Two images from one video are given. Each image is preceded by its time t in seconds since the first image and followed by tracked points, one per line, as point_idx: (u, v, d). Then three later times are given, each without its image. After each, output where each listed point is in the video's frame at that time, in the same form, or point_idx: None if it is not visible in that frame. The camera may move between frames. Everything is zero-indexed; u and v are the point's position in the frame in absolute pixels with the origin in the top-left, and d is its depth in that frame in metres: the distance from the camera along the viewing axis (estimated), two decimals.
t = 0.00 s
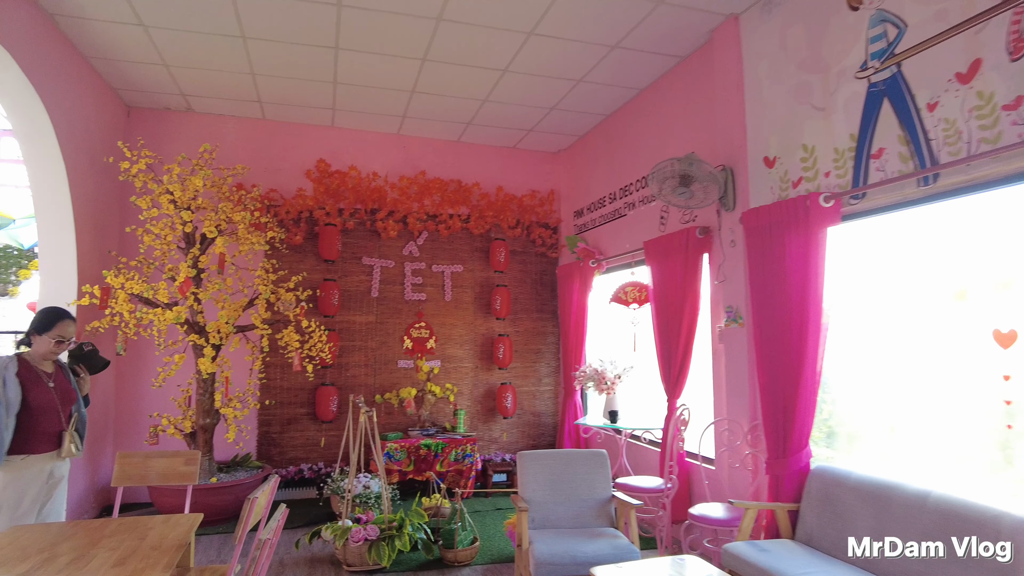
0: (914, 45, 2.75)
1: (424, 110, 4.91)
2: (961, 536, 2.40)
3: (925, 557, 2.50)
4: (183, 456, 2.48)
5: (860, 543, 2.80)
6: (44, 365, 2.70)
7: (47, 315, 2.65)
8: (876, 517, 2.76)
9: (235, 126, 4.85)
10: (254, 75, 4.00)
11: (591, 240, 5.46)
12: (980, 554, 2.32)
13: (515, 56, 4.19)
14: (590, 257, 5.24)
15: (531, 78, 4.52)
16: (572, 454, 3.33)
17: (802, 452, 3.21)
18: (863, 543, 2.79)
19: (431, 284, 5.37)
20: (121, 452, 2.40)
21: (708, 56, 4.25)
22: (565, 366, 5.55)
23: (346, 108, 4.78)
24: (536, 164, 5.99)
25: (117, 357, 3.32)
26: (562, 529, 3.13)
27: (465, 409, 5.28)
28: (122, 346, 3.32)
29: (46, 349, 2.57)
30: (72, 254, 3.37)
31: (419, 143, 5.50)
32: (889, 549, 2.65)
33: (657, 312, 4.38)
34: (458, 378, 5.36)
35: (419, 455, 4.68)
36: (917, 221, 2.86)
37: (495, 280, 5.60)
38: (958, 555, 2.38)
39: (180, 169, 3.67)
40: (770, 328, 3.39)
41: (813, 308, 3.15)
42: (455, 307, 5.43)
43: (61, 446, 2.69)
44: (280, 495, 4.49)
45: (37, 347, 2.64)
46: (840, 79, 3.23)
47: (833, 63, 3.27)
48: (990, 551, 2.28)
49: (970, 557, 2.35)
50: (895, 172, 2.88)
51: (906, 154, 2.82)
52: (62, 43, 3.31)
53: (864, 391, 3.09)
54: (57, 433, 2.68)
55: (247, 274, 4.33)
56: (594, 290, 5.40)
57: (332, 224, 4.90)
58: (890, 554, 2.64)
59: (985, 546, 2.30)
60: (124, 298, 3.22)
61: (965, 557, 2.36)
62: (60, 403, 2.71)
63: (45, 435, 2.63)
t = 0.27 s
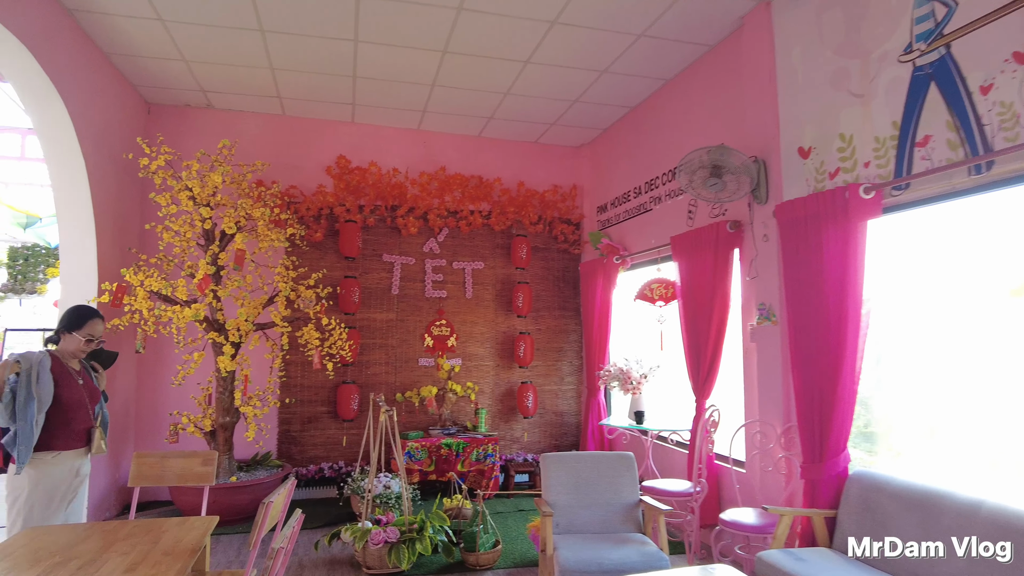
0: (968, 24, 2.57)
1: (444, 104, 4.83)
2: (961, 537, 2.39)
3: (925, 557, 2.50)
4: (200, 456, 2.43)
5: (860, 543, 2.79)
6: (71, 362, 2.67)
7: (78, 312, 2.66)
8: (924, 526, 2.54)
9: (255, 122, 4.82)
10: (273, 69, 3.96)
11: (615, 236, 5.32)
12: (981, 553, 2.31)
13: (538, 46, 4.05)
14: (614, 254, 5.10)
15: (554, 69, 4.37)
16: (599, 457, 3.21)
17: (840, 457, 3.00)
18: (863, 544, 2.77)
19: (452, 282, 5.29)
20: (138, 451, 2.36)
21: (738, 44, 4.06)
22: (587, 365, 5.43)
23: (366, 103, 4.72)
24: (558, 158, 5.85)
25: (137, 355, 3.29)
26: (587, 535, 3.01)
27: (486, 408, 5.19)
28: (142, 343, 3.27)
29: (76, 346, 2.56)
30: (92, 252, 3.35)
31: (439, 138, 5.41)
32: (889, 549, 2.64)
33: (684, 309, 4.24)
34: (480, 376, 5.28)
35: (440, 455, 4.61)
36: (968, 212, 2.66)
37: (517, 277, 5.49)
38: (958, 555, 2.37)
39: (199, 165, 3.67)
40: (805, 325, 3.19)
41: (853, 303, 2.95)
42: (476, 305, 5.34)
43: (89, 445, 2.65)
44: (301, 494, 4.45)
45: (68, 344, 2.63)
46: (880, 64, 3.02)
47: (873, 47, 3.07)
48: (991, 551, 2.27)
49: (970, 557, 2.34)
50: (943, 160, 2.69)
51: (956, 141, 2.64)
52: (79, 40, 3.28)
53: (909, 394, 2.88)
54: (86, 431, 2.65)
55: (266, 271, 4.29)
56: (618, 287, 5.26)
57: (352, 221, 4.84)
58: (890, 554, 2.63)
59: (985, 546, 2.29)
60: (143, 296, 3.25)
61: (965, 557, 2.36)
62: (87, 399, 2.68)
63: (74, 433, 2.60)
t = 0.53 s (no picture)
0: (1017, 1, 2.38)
1: (462, 99, 4.76)
2: (961, 536, 2.32)
3: (925, 558, 2.43)
4: (216, 455, 2.43)
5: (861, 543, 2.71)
6: (97, 360, 2.67)
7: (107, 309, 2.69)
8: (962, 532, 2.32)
9: (272, 119, 4.81)
10: (289, 64, 3.93)
11: (637, 231, 5.20)
12: (980, 554, 2.24)
13: (558, 37, 3.94)
14: (636, 249, 4.98)
15: (574, 60, 4.25)
16: (621, 458, 3.12)
17: (875, 459, 2.83)
18: (864, 544, 2.69)
19: (470, 278, 5.23)
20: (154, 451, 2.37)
21: (765, 32, 3.89)
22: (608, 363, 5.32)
23: (383, 98, 4.67)
24: (578, 153, 5.74)
25: (154, 354, 3.31)
26: (610, 538, 2.93)
27: (505, 406, 5.12)
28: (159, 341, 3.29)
29: (107, 345, 2.57)
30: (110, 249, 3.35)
31: (458, 134, 5.34)
32: (889, 549, 2.56)
33: (709, 306, 4.10)
34: (499, 374, 5.21)
35: (459, 454, 4.56)
36: (1016, 202, 2.48)
37: (536, 274, 5.41)
38: (957, 555, 2.30)
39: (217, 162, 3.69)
40: (838, 322, 3.04)
41: (890, 298, 2.79)
42: (495, 302, 5.27)
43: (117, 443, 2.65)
44: (319, 493, 4.43)
45: (97, 342, 2.63)
46: (917, 48, 2.84)
47: (909, 31, 2.88)
48: (990, 551, 2.20)
49: (970, 557, 2.26)
50: (988, 148, 2.50)
51: (1002, 128, 2.44)
52: (96, 38, 3.28)
53: (947, 396, 2.72)
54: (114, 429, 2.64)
55: (285, 268, 4.26)
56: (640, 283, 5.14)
57: (371, 217, 4.79)
58: (890, 554, 2.56)
59: (984, 547, 2.22)
60: (161, 292, 3.22)
61: (965, 557, 2.28)
62: (114, 396, 2.67)
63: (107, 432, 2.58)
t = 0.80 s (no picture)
0: None
1: (480, 95, 4.69)
2: (962, 536, 2.31)
3: (927, 558, 2.43)
4: (230, 458, 2.41)
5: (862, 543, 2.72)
6: (117, 361, 2.64)
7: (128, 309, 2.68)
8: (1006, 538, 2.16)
9: (289, 118, 4.80)
10: (306, 62, 3.93)
11: (658, 228, 5.08)
12: (980, 553, 2.23)
13: (576, 29, 3.83)
14: (657, 247, 4.86)
15: (593, 54, 4.14)
16: (643, 462, 3.02)
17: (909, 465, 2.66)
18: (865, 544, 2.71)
19: (488, 277, 5.16)
20: (168, 453, 2.35)
21: (792, 20, 3.72)
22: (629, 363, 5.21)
23: (400, 95, 4.63)
24: (598, 149, 5.62)
25: (172, 352, 3.41)
26: (630, 544, 2.84)
27: (524, 407, 5.05)
28: (176, 341, 3.36)
29: (132, 346, 2.54)
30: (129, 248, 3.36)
31: (476, 131, 5.28)
32: (889, 549, 2.57)
33: (734, 304, 3.95)
34: (517, 374, 5.14)
35: (477, 455, 4.50)
36: None
37: (555, 272, 5.32)
38: (957, 555, 2.29)
39: (233, 160, 3.70)
40: (869, 321, 2.88)
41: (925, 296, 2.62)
42: (513, 301, 5.20)
43: (139, 445, 2.63)
44: (337, 493, 4.39)
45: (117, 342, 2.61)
46: (954, 34, 2.63)
47: (946, 14, 2.68)
48: (990, 551, 2.19)
49: (969, 557, 2.26)
50: None
51: None
52: (110, 38, 3.28)
53: (987, 398, 2.56)
54: (137, 431, 2.61)
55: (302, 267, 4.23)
56: (661, 282, 5.02)
57: (388, 216, 4.75)
58: (891, 554, 2.57)
59: (983, 547, 2.21)
60: (178, 292, 3.25)
61: (964, 557, 2.28)
62: (134, 397, 2.65)
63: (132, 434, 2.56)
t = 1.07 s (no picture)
0: None
1: (493, 90, 4.60)
2: (961, 537, 2.24)
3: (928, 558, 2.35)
4: (234, 460, 2.37)
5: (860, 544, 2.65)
6: (127, 362, 2.58)
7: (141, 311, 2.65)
8: None
9: (302, 116, 4.78)
10: (316, 59, 3.91)
11: (677, 225, 4.93)
12: (981, 553, 2.15)
13: (590, 20, 3.71)
14: (676, 244, 4.71)
15: (608, 45, 4.02)
16: (660, 467, 2.90)
17: (942, 472, 2.49)
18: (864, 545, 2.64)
19: (503, 276, 5.08)
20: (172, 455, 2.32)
21: (815, 5, 3.54)
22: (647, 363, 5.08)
23: (413, 91, 4.57)
24: (615, 144, 5.49)
25: (184, 351, 3.40)
26: (646, 553, 2.74)
27: (539, 408, 4.95)
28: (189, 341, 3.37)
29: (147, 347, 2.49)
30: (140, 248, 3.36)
31: (491, 127, 5.19)
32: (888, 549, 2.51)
33: (755, 302, 3.79)
34: (532, 374, 5.05)
35: (492, 457, 4.43)
36: None
37: (571, 271, 5.22)
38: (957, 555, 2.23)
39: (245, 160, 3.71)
40: (897, 320, 2.72)
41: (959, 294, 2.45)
42: (529, 300, 5.11)
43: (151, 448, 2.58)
44: (352, 494, 4.35)
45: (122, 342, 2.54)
46: (991, 14, 2.46)
47: None
48: (990, 551, 2.11)
49: (970, 557, 2.18)
50: None
51: None
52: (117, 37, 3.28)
53: None
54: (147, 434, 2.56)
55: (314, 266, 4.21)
56: (680, 280, 4.88)
57: (401, 214, 4.69)
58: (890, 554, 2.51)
59: (983, 546, 2.13)
60: (188, 292, 3.26)
61: (965, 557, 2.21)
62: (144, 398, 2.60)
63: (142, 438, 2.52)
